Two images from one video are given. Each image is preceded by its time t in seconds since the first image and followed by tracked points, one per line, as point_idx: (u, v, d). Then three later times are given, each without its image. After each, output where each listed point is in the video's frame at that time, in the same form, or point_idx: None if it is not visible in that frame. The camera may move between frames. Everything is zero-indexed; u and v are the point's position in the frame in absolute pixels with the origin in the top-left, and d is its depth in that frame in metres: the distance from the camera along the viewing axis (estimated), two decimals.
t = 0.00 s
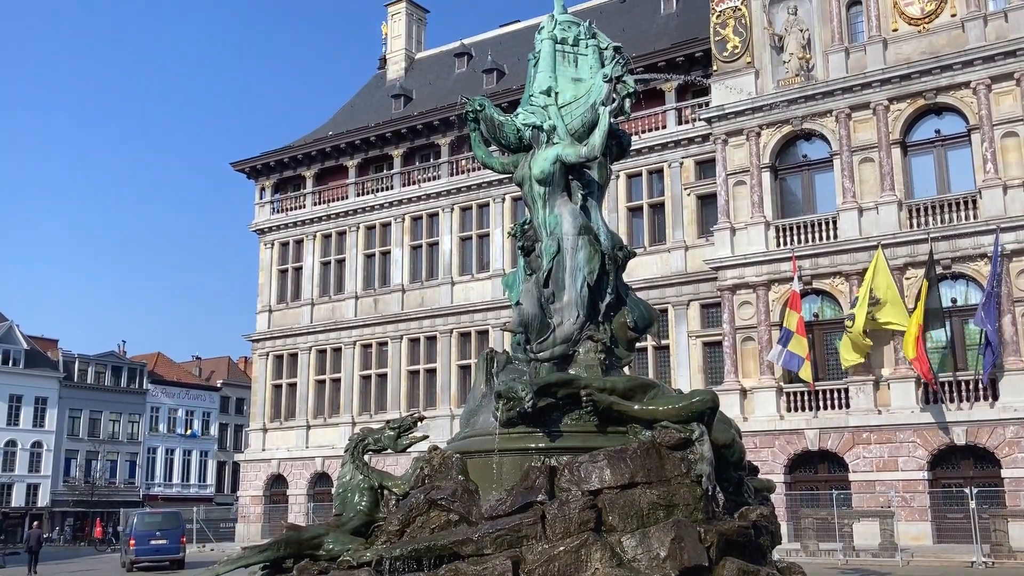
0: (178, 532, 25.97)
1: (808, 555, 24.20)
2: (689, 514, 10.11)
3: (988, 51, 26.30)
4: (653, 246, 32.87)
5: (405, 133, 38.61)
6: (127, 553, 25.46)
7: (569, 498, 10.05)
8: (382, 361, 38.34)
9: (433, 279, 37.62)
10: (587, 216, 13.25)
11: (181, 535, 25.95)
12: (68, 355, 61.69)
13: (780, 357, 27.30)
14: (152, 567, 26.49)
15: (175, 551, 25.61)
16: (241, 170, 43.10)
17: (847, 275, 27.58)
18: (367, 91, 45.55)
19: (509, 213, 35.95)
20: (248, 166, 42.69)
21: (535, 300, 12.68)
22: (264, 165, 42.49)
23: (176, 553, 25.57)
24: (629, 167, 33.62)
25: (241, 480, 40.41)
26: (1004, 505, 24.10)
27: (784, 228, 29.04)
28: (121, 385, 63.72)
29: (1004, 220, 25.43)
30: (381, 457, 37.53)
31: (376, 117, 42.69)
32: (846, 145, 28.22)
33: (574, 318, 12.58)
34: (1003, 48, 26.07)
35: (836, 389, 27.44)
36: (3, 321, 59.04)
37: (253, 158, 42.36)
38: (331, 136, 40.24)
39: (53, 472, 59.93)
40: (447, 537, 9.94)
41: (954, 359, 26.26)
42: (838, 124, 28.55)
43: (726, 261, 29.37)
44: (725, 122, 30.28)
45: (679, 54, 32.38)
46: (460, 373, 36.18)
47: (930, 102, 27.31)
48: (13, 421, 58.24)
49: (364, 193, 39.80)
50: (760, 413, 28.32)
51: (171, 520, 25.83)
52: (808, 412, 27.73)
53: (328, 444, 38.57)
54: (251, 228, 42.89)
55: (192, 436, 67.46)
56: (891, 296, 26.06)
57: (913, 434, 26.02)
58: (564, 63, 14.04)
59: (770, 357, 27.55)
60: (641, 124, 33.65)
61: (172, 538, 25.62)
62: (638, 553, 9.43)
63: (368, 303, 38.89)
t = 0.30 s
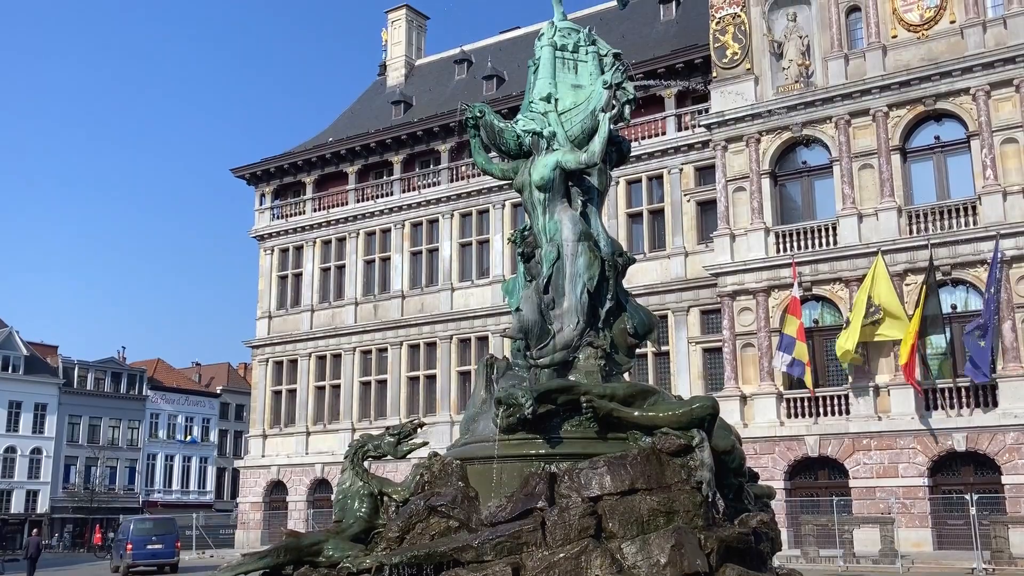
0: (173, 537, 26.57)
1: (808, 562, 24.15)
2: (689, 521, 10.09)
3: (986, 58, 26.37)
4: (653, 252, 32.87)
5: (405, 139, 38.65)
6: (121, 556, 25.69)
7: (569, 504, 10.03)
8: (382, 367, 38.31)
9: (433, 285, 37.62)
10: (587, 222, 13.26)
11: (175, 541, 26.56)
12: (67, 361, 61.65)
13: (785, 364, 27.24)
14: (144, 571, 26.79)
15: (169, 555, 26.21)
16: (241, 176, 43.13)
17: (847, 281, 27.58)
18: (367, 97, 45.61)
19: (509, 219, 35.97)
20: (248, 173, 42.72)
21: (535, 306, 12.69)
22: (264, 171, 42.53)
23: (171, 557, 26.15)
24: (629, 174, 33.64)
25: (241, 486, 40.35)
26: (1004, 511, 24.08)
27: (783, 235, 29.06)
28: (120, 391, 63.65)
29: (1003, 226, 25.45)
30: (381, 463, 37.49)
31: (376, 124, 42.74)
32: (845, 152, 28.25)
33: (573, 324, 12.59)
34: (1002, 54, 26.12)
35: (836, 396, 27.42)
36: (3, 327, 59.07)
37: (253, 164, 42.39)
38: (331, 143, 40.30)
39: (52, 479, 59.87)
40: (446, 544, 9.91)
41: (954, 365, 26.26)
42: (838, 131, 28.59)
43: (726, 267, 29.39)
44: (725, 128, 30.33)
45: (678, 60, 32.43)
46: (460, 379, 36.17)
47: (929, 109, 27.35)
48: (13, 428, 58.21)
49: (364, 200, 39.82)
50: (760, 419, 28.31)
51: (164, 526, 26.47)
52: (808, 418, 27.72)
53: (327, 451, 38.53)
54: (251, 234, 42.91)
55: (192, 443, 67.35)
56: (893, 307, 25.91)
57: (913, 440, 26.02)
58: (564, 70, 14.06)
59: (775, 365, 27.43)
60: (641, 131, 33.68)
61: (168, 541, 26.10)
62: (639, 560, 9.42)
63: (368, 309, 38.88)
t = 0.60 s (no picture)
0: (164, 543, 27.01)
1: (808, 569, 24.08)
2: (689, 528, 10.10)
3: (985, 64, 26.41)
4: (653, 258, 32.87)
5: (405, 146, 38.68)
6: (113, 563, 26.05)
7: (569, 511, 10.03)
8: (381, 373, 38.30)
9: (433, 291, 37.62)
10: (587, 228, 13.27)
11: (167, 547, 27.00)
12: (67, 367, 61.61)
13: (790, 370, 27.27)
14: None
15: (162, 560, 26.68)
16: (241, 183, 43.17)
17: (847, 287, 27.58)
18: (367, 103, 45.67)
19: (509, 225, 35.98)
20: (248, 179, 42.76)
21: (535, 312, 12.69)
22: (265, 177, 42.57)
23: (162, 562, 26.63)
24: (628, 180, 33.67)
25: (240, 493, 40.29)
26: (1005, 517, 24.04)
27: (783, 241, 29.07)
28: (120, 397, 63.60)
29: (1003, 233, 25.46)
30: (380, 470, 37.47)
31: (376, 130, 42.78)
32: (845, 158, 28.28)
33: (574, 331, 12.59)
34: (1001, 61, 26.16)
35: (836, 402, 27.41)
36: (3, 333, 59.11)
37: (253, 171, 42.44)
38: (331, 149, 40.35)
39: (51, 485, 59.81)
40: (446, 551, 9.87)
41: (954, 371, 26.25)
42: (837, 137, 28.63)
43: (726, 273, 29.39)
44: (725, 135, 30.37)
45: (678, 67, 32.48)
46: (460, 386, 36.15)
47: (929, 115, 27.40)
48: (12, 434, 58.18)
49: (364, 206, 39.84)
50: (760, 425, 28.29)
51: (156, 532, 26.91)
52: (808, 425, 27.70)
53: (327, 457, 38.49)
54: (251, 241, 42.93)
55: (191, 449, 67.25)
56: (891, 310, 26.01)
57: (913, 446, 26.02)
58: (563, 77, 14.08)
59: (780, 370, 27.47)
60: (641, 137, 33.71)
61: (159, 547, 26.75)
62: (639, 567, 9.44)
63: (368, 315, 38.87)
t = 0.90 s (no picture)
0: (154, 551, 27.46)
1: None
2: (689, 534, 10.10)
3: (985, 71, 26.46)
4: (652, 264, 32.87)
5: (405, 152, 38.71)
6: (104, 568, 26.58)
7: (569, 517, 10.02)
8: (381, 379, 38.29)
9: (433, 298, 37.61)
10: (586, 235, 13.28)
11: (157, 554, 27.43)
12: (67, 373, 61.56)
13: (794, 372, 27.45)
14: None
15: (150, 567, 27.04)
16: (241, 189, 43.20)
17: (847, 293, 27.58)
18: (367, 110, 45.71)
19: (509, 231, 36.00)
20: (248, 185, 42.80)
21: (535, 318, 12.69)
22: (265, 184, 42.61)
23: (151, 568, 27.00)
24: (628, 186, 33.70)
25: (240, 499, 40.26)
26: (1005, 524, 24.01)
27: (783, 247, 29.09)
28: (120, 403, 63.59)
29: (1003, 239, 25.47)
30: (380, 476, 37.45)
31: (376, 136, 42.82)
32: (845, 164, 28.30)
33: (574, 336, 12.59)
34: (1001, 67, 26.21)
35: (836, 408, 27.40)
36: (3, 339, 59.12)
37: (253, 177, 42.48)
38: (331, 155, 40.40)
39: (51, 491, 59.77)
40: (446, 557, 9.81)
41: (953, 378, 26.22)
42: (836, 144, 28.66)
43: (725, 279, 29.40)
44: (724, 141, 30.41)
45: (677, 73, 32.53)
46: (460, 392, 36.14)
47: (928, 122, 27.43)
48: (11, 440, 58.14)
49: (364, 212, 39.87)
50: (760, 432, 28.28)
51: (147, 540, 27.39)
52: (808, 431, 27.70)
53: (327, 463, 38.45)
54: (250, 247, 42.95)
55: (190, 455, 67.16)
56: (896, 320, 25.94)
57: (913, 453, 26.00)
58: (563, 83, 14.10)
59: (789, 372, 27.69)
60: (641, 143, 33.73)
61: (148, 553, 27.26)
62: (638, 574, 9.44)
63: (368, 321, 38.86)
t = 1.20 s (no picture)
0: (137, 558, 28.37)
1: None
2: (689, 540, 10.10)
3: (983, 77, 26.50)
4: (652, 270, 32.87)
5: (405, 158, 38.75)
6: None
7: (569, 523, 10.00)
8: (381, 385, 38.27)
9: (433, 304, 37.60)
10: (586, 241, 13.29)
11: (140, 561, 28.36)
12: (66, 380, 61.52)
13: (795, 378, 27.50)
14: None
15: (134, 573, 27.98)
16: (241, 195, 43.24)
17: (846, 299, 27.59)
18: (367, 116, 45.76)
19: (509, 237, 36.01)
20: (249, 191, 42.84)
21: (534, 324, 12.69)
22: (265, 190, 42.65)
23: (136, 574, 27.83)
24: (628, 192, 33.72)
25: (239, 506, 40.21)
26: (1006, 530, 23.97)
27: (783, 253, 29.10)
28: (120, 410, 63.55)
29: (1002, 245, 25.48)
30: (380, 482, 37.41)
31: (376, 142, 42.86)
32: (844, 171, 28.33)
33: (573, 342, 12.59)
34: (1000, 74, 26.25)
35: (836, 414, 27.39)
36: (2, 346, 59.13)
37: (254, 183, 42.53)
38: (331, 161, 40.45)
39: (50, 498, 59.68)
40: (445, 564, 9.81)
41: (953, 385, 26.22)
42: (836, 150, 28.70)
43: (725, 285, 29.41)
44: (724, 147, 30.46)
45: (677, 80, 32.58)
46: (460, 398, 36.11)
47: (928, 128, 27.47)
48: (11, 446, 58.08)
49: (364, 218, 39.88)
50: (760, 438, 28.25)
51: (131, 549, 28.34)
52: (808, 437, 27.68)
53: (326, 469, 38.45)
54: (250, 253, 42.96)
55: (190, 462, 67.06)
56: (888, 325, 26.10)
57: (913, 459, 25.97)
58: (563, 89, 14.12)
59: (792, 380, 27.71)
60: (640, 149, 33.75)
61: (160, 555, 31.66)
62: None
63: (368, 327, 38.85)
